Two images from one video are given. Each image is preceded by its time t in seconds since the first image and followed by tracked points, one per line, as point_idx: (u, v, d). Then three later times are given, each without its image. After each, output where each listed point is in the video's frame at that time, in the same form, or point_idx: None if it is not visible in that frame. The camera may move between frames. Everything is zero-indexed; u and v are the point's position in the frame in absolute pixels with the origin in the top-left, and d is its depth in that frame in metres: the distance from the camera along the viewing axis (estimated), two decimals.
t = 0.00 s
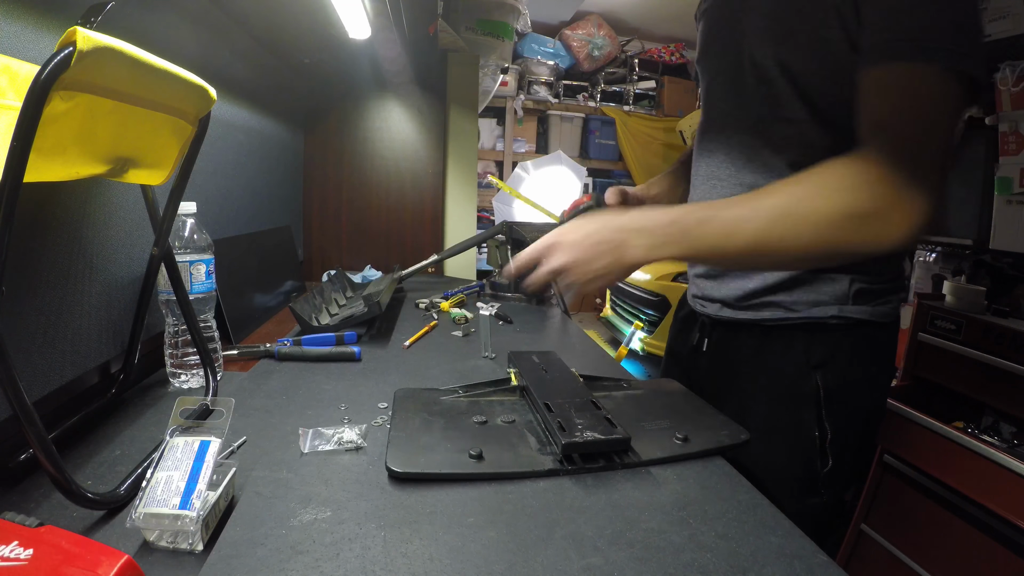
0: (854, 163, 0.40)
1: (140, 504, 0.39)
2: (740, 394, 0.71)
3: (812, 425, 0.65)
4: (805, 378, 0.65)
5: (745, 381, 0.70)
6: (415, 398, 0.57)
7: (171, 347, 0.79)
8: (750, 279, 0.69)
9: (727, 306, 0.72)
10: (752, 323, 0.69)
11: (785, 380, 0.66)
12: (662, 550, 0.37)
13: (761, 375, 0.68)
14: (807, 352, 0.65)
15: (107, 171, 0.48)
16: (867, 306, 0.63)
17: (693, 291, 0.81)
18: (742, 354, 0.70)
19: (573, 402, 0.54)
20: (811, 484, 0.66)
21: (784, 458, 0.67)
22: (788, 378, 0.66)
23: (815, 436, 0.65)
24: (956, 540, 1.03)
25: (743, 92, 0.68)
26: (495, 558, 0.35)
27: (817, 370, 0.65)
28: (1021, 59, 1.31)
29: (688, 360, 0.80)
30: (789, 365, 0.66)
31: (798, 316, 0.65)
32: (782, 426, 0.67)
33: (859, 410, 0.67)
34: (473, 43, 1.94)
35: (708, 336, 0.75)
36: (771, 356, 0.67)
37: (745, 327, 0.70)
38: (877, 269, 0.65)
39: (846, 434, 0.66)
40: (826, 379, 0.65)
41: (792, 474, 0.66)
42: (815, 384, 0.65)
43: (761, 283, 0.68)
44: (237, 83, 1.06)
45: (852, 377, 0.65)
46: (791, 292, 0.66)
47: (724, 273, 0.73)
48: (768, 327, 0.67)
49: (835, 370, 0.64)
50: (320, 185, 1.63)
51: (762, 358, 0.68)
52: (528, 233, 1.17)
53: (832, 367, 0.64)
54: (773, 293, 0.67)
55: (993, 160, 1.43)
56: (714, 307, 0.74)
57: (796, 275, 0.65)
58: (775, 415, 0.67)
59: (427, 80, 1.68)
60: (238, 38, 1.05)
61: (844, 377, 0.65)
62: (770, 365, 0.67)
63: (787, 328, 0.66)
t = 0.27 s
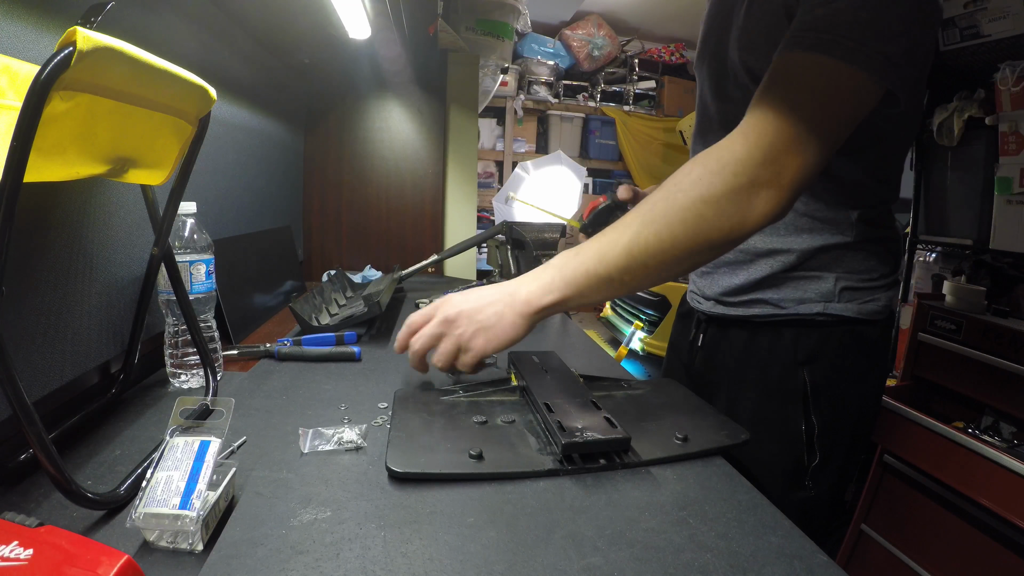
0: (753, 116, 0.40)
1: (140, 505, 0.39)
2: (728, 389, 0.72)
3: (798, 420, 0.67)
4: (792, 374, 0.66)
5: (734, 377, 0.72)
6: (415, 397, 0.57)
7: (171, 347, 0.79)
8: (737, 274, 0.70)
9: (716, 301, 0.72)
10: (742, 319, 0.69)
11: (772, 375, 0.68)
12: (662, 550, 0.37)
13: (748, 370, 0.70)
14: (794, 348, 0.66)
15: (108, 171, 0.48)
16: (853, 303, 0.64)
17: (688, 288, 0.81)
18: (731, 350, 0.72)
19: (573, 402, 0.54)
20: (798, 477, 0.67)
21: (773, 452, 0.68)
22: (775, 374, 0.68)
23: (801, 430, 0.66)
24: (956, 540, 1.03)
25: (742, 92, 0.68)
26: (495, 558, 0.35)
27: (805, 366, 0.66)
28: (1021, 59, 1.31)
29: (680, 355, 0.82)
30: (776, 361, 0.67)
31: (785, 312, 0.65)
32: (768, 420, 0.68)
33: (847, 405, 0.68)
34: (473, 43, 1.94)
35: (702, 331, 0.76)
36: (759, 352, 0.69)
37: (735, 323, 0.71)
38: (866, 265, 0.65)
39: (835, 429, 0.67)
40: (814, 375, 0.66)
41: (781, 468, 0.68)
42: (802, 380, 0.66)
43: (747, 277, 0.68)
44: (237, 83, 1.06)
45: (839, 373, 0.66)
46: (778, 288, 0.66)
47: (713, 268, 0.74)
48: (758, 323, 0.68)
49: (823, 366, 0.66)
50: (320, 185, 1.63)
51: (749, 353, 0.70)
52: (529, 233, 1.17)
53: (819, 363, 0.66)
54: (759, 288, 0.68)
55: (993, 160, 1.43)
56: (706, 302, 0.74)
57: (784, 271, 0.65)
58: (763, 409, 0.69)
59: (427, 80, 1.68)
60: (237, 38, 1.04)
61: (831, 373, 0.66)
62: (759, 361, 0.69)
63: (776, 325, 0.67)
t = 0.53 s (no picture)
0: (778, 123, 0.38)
1: (140, 505, 0.39)
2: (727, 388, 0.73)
3: (797, 420, 0.67)
4: (792, 373, 0.66)
5: (733, 377, 0.72)
6: (415, 397, 0.57)
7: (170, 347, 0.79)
8: (738, 275, 0.70)
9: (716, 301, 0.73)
10: (742, 319, 0.70)
11: (773, 375, 0.68)
12: (662, 550, 0.37)
13: (749, 369, 0.70)
14: (794, 348, 0.66)
15: (108, 171, 0.48)
16: (852, 302, 0.64)
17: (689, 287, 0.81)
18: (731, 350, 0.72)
19: (573, 402, 0.54)
20: (797, 477, 0.68)
21: (774, 452, 0.68)
22: (774, 373, 0.68)
23: (801, 430, 0.66)
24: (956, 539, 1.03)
25: (742, 92, 0.68)
26: (495, 558, 0.35)
27: (804, 366, 0.66)
28: (1021, 59, 1.31)
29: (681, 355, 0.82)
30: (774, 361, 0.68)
31: (786, 312, 0.66)
32: (767, 419, 0.69)
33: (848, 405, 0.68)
34: (473, 43, 1.94)
35: (702, 331, 0.76)
36: (758, 352, 0.69)
37: (736, 323, 0.71)
38: (866, 264, 0.65)
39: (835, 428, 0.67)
40: (813, 374, 0.66)
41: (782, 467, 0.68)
42: (802, 380, 0.66)
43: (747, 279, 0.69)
44: (236, 83, 1.06)
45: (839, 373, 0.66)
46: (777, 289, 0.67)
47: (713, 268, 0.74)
48: (758, 323, 0.69)
49: (822, 367, 0.66)
50: (320, 185, 1.63)
51: (750, 353, 0.70)
52: (528, 233, 1.16)
53: (817, 364, 0.66)
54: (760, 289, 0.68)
55: (993, 160, 1.43)
56: (706, 302, 0.75)
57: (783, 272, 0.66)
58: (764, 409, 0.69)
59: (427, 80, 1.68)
60: (237, 38, 1.04)
61: (830, 373, 0.66)
62: (760, 361, 0.69)
63: (775, 325, 0.67)
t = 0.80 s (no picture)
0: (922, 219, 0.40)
1: (140, 505, 0.39)
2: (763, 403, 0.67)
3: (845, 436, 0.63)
4: (842, 388, 0.63)
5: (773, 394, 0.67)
6: (414, 397, 0.57)
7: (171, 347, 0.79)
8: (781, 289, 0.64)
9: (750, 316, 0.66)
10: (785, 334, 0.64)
11: (818, 390, 0.64)
12: (662, 550, 0.37)
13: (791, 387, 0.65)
14: (841, 361, 0.62)
15: (108, 171, 0.48)
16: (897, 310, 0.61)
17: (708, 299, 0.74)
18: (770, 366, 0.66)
19: (572, 402, 0.54)
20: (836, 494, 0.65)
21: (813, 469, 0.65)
22: (821, 389, 0.64)
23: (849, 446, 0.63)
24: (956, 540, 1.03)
25: (742, 92, 0.68)
26: (495, 558, 0.35)
27: (851, 380, 0.63)
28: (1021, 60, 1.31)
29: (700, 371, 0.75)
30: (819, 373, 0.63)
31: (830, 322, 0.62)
32: (810, 434, 0.64)
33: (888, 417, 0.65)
34: (473, 43, 1.94)
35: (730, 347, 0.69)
36: (802, 363, 0.65)
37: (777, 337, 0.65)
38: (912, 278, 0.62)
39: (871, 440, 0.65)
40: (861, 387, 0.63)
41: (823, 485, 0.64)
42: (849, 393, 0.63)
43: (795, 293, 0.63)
44: (237, 83, 1.06)
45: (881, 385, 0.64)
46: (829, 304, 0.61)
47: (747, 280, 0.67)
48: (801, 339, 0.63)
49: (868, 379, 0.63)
50: (320, 185, 1.63)
51: (792, 369, 0.65)
52: (529, 233, 1.16)
53: (865, 376, 0.63)
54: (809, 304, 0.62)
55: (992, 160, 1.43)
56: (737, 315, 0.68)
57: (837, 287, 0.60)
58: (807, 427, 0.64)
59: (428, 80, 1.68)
60: (237, 38, 1.04)
61: (876, 385, 0.63)
62: (804, 376, 0.64)
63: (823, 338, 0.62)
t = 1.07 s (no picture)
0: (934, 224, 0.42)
1: (140, 505, 0.39)
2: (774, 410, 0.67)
3: (857, 443, 0.63)
4: (854, 396, 0.63)
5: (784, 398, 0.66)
6: (415, 397, 0.57)
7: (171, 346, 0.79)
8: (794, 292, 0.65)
9: (760, 318, 0.67)
10: (796, 338, 0.64)
11: (830, 396, 0.64)
12: (662, 550, 0.37)
13: (803, 392, 0.65)
14: (854, 368, 0.62)
15: (109, 171, 0.48)
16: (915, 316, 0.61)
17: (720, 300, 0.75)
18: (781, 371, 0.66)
19: (572, 403, 0.54)
20: (848, 501, 0.65)
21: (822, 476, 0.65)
22: (833, 396, 0.64)
23: (860, 453, 0.63)
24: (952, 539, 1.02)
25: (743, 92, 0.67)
26: (495, 558, 0.35)
27: (864, 387, 0.62)
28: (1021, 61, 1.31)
29: (711, 373, 0.75)
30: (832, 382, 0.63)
31: (848, 328, 0.61)
32: (822, 443, 0.65)
33: (899, 423, 0.65)
34: (473, 43, 1.94)
35: (741, 352, 0.69)
36: (814, 369, 0.64)
37: (788, 342, 0.65)
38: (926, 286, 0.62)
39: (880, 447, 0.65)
40: (873, 394, 0.63)
41: (831, 492, 0.65)
42: (861, 401, 0.63)
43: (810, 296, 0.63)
44: (236, 83, 1.06)
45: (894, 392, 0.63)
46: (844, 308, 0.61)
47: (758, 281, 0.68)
48: (813, 342, 0.64)
49: (881, 388, 0.63)
50: (320, 185, 1.63)
51: (803, 375, 0.65)
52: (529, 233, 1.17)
53: (879, 385, 0.63)
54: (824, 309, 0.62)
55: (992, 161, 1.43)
56: (747, 320, 0.68)
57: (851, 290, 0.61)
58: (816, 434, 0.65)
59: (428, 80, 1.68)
60: (237, 38, 1.04)
61: (888, 392, 0.63)
62: (815, 383, 0.64)
63: (836, 342, 0.62)
